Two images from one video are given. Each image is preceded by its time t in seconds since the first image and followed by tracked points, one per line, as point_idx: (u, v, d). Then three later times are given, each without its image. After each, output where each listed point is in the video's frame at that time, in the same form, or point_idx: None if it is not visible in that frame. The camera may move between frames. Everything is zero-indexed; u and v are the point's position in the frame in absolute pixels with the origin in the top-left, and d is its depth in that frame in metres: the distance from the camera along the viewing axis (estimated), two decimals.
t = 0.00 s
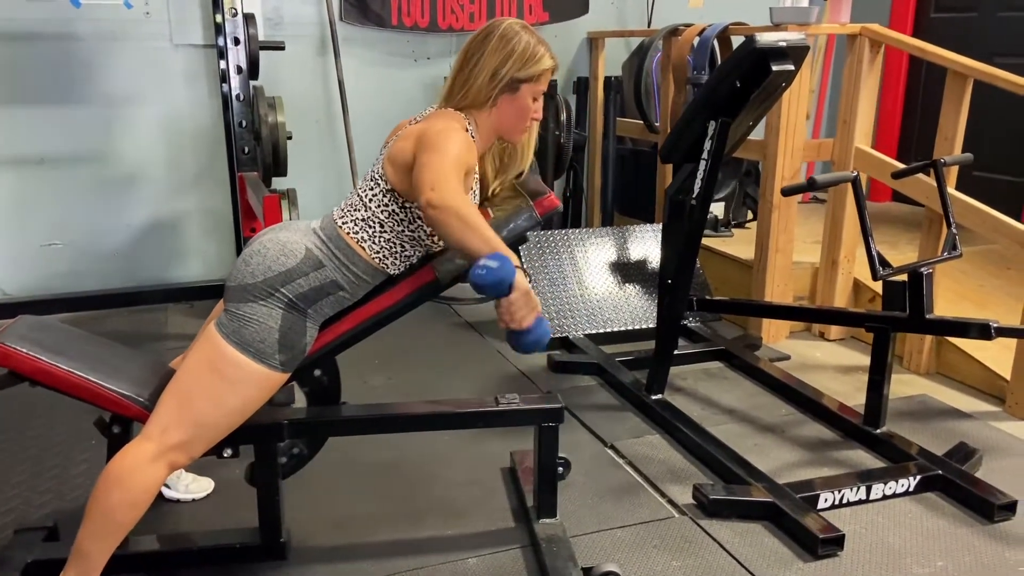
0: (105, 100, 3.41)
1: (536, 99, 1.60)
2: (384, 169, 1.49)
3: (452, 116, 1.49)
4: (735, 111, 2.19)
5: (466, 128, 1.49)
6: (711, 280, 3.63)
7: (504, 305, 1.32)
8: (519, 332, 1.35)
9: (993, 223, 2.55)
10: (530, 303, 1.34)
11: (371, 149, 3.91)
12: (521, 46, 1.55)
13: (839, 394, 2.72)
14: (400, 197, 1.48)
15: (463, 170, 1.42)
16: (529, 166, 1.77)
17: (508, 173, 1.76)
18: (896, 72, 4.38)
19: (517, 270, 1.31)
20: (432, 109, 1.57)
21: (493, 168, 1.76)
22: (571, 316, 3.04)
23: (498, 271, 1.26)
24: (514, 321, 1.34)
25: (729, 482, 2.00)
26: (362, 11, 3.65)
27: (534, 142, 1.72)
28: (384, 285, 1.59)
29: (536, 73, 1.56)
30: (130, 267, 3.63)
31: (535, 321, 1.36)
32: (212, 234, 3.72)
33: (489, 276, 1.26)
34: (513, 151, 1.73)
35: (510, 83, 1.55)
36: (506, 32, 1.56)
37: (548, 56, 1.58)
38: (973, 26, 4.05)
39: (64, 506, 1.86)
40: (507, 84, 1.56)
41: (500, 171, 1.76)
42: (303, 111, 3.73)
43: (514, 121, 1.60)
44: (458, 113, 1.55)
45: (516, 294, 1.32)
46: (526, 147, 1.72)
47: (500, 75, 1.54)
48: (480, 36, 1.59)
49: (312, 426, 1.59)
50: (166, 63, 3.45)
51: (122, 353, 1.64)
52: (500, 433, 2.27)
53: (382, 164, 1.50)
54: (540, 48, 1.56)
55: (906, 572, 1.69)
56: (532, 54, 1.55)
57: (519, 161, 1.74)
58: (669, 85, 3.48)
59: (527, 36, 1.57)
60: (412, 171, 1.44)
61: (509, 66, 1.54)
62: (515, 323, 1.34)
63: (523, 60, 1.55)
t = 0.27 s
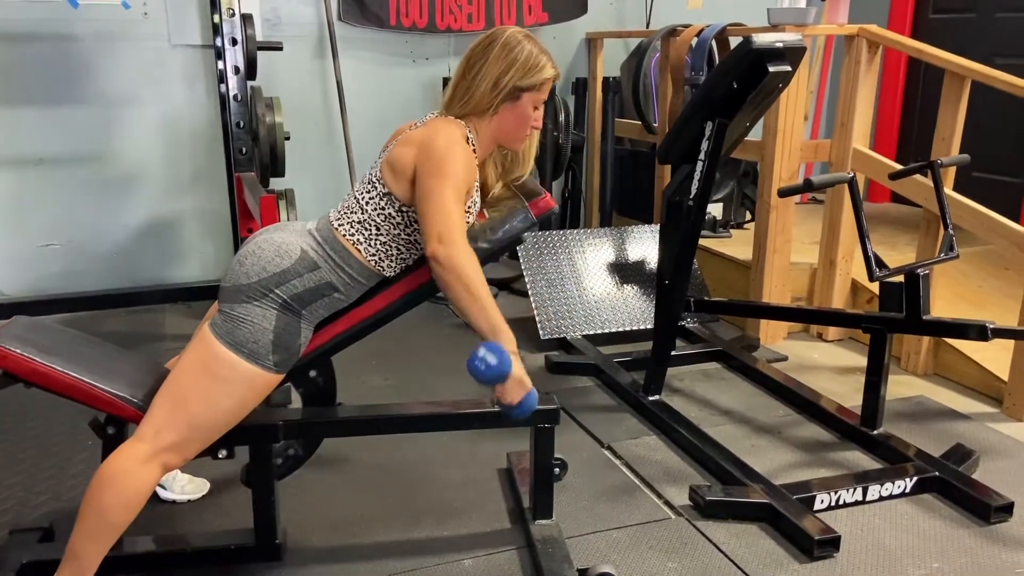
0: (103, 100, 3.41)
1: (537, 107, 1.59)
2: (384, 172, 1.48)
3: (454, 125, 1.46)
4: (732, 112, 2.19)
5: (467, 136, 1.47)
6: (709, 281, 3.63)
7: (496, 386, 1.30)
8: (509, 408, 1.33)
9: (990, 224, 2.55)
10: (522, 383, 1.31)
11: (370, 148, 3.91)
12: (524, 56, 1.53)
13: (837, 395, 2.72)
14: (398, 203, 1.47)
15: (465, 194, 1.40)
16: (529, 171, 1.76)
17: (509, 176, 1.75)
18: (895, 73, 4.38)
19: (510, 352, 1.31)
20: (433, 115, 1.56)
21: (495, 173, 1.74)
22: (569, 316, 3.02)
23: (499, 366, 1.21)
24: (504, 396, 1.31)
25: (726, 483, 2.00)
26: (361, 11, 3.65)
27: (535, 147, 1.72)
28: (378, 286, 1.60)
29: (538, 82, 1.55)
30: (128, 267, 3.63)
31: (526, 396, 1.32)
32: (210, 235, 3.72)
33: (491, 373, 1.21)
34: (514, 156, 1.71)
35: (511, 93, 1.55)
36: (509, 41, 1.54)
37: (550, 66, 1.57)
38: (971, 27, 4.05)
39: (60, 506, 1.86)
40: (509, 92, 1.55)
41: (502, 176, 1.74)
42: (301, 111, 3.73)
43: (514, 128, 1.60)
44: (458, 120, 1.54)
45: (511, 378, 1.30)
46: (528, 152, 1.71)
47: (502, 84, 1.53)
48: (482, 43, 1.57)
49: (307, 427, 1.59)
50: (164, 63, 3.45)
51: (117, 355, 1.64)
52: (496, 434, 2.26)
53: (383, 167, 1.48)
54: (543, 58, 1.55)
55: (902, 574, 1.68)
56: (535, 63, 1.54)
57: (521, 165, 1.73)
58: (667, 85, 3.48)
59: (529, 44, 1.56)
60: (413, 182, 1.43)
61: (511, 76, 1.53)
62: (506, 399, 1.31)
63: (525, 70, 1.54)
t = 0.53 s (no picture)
0: (100, 100, 3.41)
1: (536, 114, 1.59)
2: (383, 176, 1.48)
3: (452, 130, 1.45)
4: (729, 114, 2.19)
5: (466, 141, 1.48)
6: (707, 281, 3.63)
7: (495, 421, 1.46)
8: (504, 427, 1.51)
9: (988, 225, 2.55)
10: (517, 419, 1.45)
11: (367, 148, 3.90)
12: (524, 62, 1.53)
13: (834, 396, 2.71)
14: (397, 208, 1.48)
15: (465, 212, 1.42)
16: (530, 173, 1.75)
17: (509, 179, 1.74)
18: (893, 74, 4.39)
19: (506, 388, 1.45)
20: (432, 119, 1.56)
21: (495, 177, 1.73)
22: (566, 316, 3.02)
23: (496, 410, 1.39)
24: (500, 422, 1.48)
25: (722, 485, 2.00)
26: (359, 11, 3.64)
27: (536, 151, 1.71)
28: (375, 287, 1.60)
29: (538, 89, 1.55)
30: (126, 267, 3.63)
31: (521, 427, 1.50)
32: (207, 235, 3.72)
33: (489, 416, 1.39)
34: (515, 160, 1.70)
35: (511, 99, 1.55)
36: (510, 48, 1.54)
37: (551, 73, 1.56)
38: (970, 27, 4.06)
39: (56, 507, 1.86)
40: (509, 99, 1.55)
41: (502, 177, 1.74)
42: (299, 111, 3.73)
43: (513, 134, 1.60)
44: (457, 125, 1.54)
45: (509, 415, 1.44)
46: (529, 155, 1.70)
47: (502, 90, 1.54)
48: (483, 49, 1.57)
49: (303, 428, 1.59)
50: (162, 64, 3.45)
51: (112, 356, 1.64)
52: (493, 435, 2.26)
53: (380, 169, 1.48)
54: (543, 64, 1.55)
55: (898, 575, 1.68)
56: (535, 70, 1.54)
57: (521, 168, 1.72)
58: (665, 86, 3.47)
59: (530, 51, 1.55)
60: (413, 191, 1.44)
61: (511, 82, 1.53)
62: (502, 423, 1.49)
63: (525, 76, 1.53)
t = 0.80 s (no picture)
0: (97, 99, 3.40)
1: (529, 111, 1.58)
2: (376, 174, 1.48)
3: (444, 126, 1.46)
4: (726, 113, 2.18)
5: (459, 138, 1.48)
6: (705, 281, 3.62)
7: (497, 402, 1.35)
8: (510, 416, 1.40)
9: (985, 225, 2.54)
10: (522, 399, 1.34)
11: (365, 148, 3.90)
12: (516, 59, 1.53)
13: (831, 396, 2.71)
14: (391, 206, 1.47)
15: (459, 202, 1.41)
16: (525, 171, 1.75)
17: (504, 178, 1.74)
18: (892, 74, 4.38)
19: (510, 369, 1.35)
20: (425, 117, 1.56)
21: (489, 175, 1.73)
22: (563, 316, 3.02)
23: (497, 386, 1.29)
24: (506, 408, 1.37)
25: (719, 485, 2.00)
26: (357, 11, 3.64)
27: (530, 150, 1.72)
28: (369, 286, 1.60)
29: (530, 86, 1.54)
30: (122, 266, 3.62)
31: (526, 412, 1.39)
32: (204, 235, 3.71)
33: (488, 393, 1.29)
34: (509, 159, 1.71)
35: (503, 95, 1.54)
36: (502, 44, 1.54)
37: (543, 69, 1.56)
38: (968, 27, 4.05)
39: (50, 507, 1.85)
40: (500, 96, 1.54)
41: (496, 176, 1.74)
42: (296, 110, 3.72)
43: (505, 131, 1.59)
44: (450, 122, 1.54)
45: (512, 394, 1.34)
46: (523, 153, 1.71)
47: (494, 87, 1.53)
48: (475, 46, 1.57)
49: (297, 428, 1.58)
50: (159, 63, 3.45)
51: (106, 356, 1.63)
52: (489, 435, 2.26)
53: (374, 168, 1.48)
54: (535, 61, 1.55)
55: None
56: (527, 67, 1.54)
57: (515, 168, 1.73)
58: (663, 85, 3.47)
59: (523, 47, 1.55)
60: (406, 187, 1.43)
61: (502, 79, 1.52)
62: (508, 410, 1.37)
63: (517, 73, 1.53)
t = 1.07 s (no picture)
0: (94, 98, 3.39)
1: (520, 106, 1.58)
2: (364, 169, 1.48)
3: (434, 117, 1.49)
4: (722, 113, 2.18)
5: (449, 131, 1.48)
6: (702, 281, 3.62)
7: (477, 300, 1.27)
8: (495, 330, 1.31)
9: (981, 225, 2.54)
10: (503, 297, 1.29)
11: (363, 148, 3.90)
12: (508, 52, 1.54)
13: (828, 396, 2.71)
14: (378, 196, 1.46)
15: (445, 170, 1.40)
16: (515, 169, 1.75)
17: (495, 174, 1.74)
18: (889, 74, 4.38)
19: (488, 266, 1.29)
20: (415, 110, 1.56)
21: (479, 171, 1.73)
22: (560, 316, 3.02)
23: (470, 268, 1.22)
24: (489, 318, 1.29)
25: (714, 485, 2.00)
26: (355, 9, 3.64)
27: (522, 147, 1.71)
28: (363, 286, 1.59)
29: (522, 79, 1.55)
30: (119, 266, 3.62)
31: (511, 317, 1.31)
32: (201, 235, 3.71)
33: (462, 274, 1.21)
34: (500, 155, 1.70)
35: (494, 88, 1.54)
36: (494, 38, 1.55)
37: (535, 64, 1.57)
38: (966, 27, 4.05)
39: (43, 507, 1.85)
40: (491, 89, 1.54)
41: (485, 173, 1.73)
42: (294, 110, 3.72)
43: (495, 126, 1.59)
44: (441, 115, 1.53)
45: (489, 290, 1.27)
46: (514, 149, 1.70)
47: (485, 80, 1.53)
48: (467, 40, 1.58)
49: (292, 428, 1.58)
50: (156, 62, 3.44)
51: (99, 356, 1.63)
52: (485, 435, 2.26)
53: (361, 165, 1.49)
54: (527, 55, 1.56)
55: None
56: (519, 61, 1.54)
57: (506, 164, 1.72)
58: (660, 85, 3.47)
59: (515, 42, 1.56)
60: (391, 171, 1.42)
61: (494, 71, 1.53)
62: (491, 320, 1.29)
63: (509, 66, 1.54)
